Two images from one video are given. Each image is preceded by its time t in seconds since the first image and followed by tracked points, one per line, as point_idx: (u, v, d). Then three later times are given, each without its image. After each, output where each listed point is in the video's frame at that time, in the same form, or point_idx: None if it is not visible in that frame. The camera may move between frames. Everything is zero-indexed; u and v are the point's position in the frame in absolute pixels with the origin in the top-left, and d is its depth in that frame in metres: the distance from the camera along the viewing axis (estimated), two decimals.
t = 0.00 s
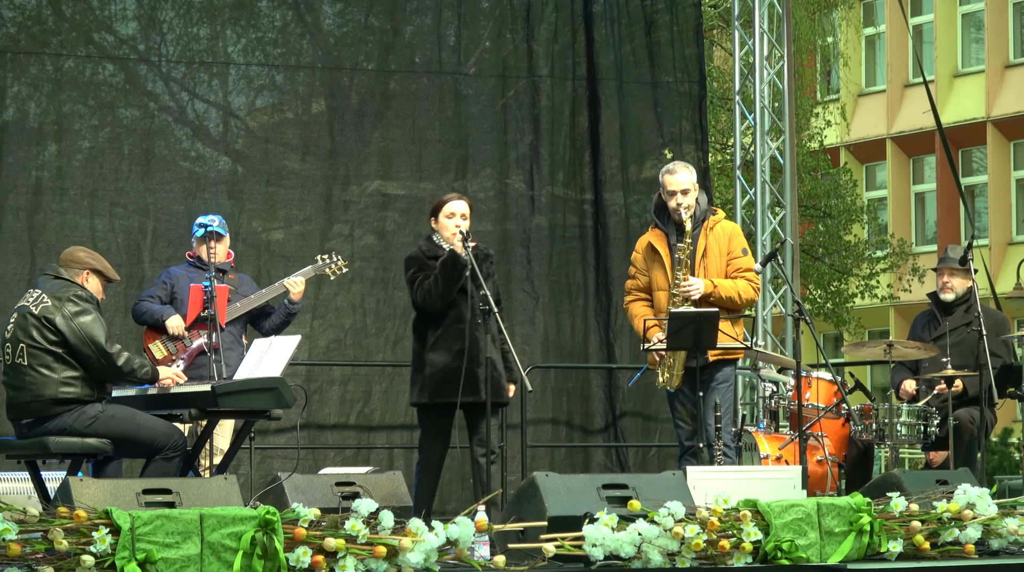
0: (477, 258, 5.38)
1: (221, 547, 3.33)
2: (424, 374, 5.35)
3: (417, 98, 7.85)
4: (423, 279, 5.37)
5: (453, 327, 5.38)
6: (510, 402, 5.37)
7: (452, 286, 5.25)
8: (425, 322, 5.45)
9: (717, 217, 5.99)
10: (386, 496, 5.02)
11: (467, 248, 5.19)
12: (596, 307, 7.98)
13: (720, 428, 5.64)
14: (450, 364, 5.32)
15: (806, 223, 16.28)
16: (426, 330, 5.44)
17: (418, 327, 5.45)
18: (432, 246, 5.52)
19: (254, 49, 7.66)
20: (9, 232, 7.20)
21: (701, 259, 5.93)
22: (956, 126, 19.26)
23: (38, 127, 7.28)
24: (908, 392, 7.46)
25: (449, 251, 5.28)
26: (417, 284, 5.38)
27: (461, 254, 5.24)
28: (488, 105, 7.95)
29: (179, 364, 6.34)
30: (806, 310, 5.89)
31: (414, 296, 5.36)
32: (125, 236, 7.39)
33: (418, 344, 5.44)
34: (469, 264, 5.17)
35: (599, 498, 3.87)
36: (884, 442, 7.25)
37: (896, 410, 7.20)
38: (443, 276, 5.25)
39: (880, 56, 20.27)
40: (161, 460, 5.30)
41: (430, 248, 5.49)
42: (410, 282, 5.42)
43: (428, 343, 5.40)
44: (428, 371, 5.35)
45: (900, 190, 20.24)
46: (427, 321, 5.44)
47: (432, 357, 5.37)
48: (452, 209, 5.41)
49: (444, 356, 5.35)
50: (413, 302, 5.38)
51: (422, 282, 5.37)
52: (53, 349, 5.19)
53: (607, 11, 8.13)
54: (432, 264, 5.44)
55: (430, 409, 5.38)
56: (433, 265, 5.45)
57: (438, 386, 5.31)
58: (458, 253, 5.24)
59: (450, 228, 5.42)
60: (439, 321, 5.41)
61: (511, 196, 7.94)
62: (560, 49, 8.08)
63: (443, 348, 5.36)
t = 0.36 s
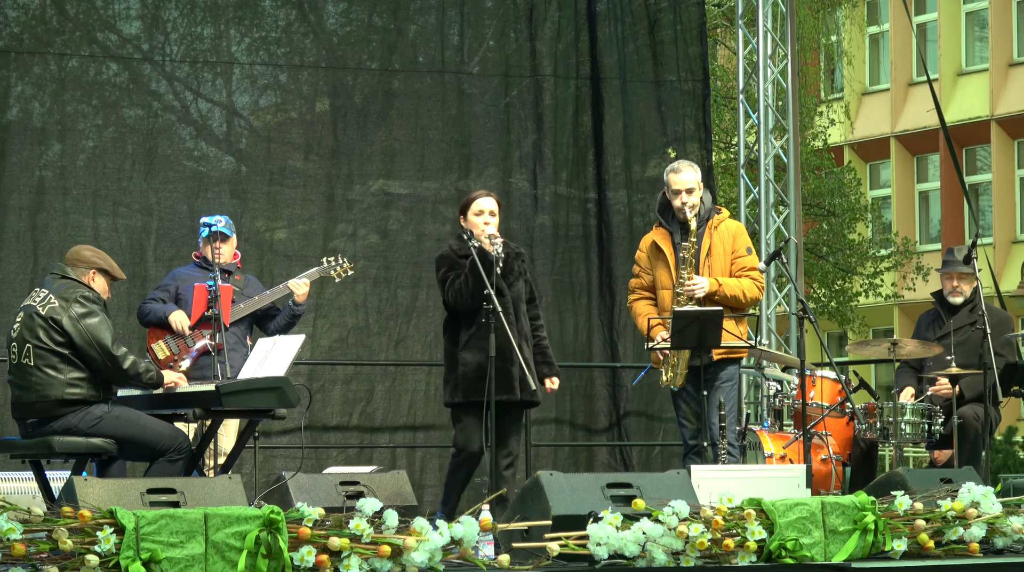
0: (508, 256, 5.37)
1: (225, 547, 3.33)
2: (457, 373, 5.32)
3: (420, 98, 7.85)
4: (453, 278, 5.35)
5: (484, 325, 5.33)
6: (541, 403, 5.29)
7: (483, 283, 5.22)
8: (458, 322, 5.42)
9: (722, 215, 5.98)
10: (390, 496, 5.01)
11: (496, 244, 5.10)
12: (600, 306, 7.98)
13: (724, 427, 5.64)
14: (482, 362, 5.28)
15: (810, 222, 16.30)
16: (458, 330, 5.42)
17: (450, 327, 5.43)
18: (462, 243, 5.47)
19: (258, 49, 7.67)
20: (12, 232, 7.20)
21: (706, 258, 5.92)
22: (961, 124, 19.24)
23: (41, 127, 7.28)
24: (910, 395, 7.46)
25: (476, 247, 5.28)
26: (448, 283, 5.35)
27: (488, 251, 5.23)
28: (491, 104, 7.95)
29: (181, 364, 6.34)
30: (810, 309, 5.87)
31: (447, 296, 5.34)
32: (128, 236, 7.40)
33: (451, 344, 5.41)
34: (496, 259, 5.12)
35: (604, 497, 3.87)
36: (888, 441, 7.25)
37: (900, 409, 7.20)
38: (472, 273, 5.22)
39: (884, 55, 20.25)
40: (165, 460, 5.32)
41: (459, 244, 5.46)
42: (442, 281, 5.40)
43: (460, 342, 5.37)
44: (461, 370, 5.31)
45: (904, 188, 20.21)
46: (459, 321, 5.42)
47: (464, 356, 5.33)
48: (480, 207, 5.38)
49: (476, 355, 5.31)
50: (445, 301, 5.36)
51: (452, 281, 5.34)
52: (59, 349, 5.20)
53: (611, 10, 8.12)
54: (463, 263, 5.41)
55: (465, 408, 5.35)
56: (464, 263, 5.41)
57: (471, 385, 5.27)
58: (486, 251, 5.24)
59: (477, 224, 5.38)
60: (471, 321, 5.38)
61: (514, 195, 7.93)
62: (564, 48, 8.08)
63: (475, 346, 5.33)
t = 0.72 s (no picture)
0: (520, 253, 5.40)
1: (229, 547, 3.33)
2: (465, 370, 5.29)
3: (423, 98, 7.85)
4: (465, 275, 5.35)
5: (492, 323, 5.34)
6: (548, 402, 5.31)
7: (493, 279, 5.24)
8: (468, 318, 5.42)
9: (725, 215, 5.99)
10: (394, 496, 4.99)
11: (508, 240, 5.21)
12: (603, 306, 7.98)
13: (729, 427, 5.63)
14: (490, 358, 5.26)
15: (814, 221, 16.29)
16: (468, 327, 5.41)
17: (460, 323, 5.42)
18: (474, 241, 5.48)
19: (262, 49, 7.68)
20: (15, 233, 7.21)
21: (710, 257, 5.92)
22: (964, 124, 19.18)
23: (44, 127, 7.29)
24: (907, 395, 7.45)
25: (488, 244, 5.29)
26: (459, 279, 5.34)
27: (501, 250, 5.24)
28: (494, 104, 7.95)
29: (187, 364, 6.33)
30: (814, 309, 5.86)
31: (457, 292, 5.33)
32: (131, 236, 7.40)
33: (460, 340, 5.41)
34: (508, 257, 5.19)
35: (607, 496, 3.87)
36: (892, 440, 7.22)
37: (905, 409, 7.18)
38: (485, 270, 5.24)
39: (888, 54, 20.19)
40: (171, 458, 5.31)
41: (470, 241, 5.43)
42: (453, 277, 5.40)
43: (469, 339, 5.36)
44: (469, 367, 5.28)
45: (908, 187, 20.19)
46: (469, 317, 5.41)
47: (474, 352, 5.31)
48: (494, 203, 5.38)
49: (485, 352, 5.29)
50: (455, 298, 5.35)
51: (463, 277, 5.34)
52: (63, 350, 5.20)
53: (614, 10, 8.12)
54: (475, 259, 5.39)
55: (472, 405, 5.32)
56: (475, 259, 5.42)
57: (479, 382, 5.24)
58: (497, 247, 5.26)
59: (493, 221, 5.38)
60: (480, 318, 5.37)
61: (517, 195, 7.93)
62: (567, 48, 8.08)
63: (484, 343, 5.31)
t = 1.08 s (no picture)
0: (527, 255, 5.39)
1: (232, 546, 3.33)
2: (469, 368, 5.29)
3: (427, 97, 7.85)
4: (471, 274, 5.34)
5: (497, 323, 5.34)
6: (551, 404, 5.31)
7: (499, 279, 5.25)
8: (473, 317, 5.41)
9: (730, 215, 5.98)
10: (398, 495, 4.99)
11: (514, 240, 5.18)
12: (606, 305, 7.98)
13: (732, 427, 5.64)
14: (494, 358, 5.26)
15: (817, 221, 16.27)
16: (473, 326, 5.40)
17: (465, 322, 5.42)
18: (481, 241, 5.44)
19: (266, 48, 7.68)
20: (17, 231, 7.21)
21: (714, 257, 5.92)
22: (968, 124, 19.15)
23: (47, 126, 7.30)
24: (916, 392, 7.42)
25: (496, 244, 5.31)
26: (464, 278, 5.34)
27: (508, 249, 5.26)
28: (498, 104, 7.95)
29: (195, 365, 6.37)
30: (818, 309, 5.86)
31: (462, 291, 5.32)
32: (133, 235, 7.40)
33: (464, 340, 5.40)
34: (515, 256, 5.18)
35: (610, 496, 3.86)
36: (896, 440, 7.21)
37: (908, 409, 7.17)
38: (491, 270, 5.25)
39: (892, 54, 20.16)
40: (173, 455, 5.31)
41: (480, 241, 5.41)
42: (458, 276, 5.39)
43: (474, 338, 5.36)
44: (473, 366, 5.28)
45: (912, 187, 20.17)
46: (474, 316, 5.40)
47: (478, 352, 5.31)
48: (500, 204, 5.37)
49: (489, 351, 5.29)
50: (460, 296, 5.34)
51: (469, 276, 5.33)
52: (67, 349, 5.21)
53: (617, 9, 8.13)
54: (481, 259, 5.38)
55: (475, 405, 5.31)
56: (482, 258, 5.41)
57: (482, 382, 5.23)
58: (504, 247, 5.27)
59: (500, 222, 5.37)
60: (485, 317, 5.37)
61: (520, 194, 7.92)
62: (570, 47, 8.08)
63: (488, 343, 5.31)
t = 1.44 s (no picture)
0: (527, 252, 5.40)
1: (233, 544, 3.34)
2: (472, 367, 5.29)
3: (429, 96, 7.85)
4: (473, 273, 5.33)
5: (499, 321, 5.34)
6: (554, 401, 5.33)
7: (500, 277, 5.24)
8: (475, 315, 5.40)
9: (731, 215, 5.98)
10: (399, 493, 4.98)
11: (515, 239, 5.14)
12: (608, 305, 7.98)
13: (733, 427, 5.64)
14: (497, 357, 5.26)
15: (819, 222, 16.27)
16: (475, 324, 5.40)
17: (467, 321, 5.42)
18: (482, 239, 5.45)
19: (269, 46, 7.69)
20: (18, 228, 7.21)
21: (716, 256, 5.92)
22: (970, 125, 19.17)
23: (49, 123, 7.30)
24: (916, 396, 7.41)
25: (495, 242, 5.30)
26: (466, 277, 5.34)
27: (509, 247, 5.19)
28: (500, 103, 7.95)
29: (195, 362, 6.37)
30: (820, 309, 5.86)
31: (464, 290, 5.32)
32: (134, 233, 7.40)
33: (467, 338, 5.40)
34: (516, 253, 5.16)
35: (611, 496, 3.86)
36: (897, 440, 7.20)
37: (909, 410, 7.16)
38: (493, 268, 5.24)
39: (894, 55, 20.18)
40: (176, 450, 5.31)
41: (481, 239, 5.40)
42: (460, 275, 5.39)
43: (477, 336, 5.36)
44: (477, 365, 5.28)
45: (914, 188, 20.17)
46: (476, 315, 5.40)
47: (480, 350, 5.31)
48: (501, 201, 5.37)
49: (492, 349, 5.29)
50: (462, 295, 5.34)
51: (470, 276, 5.33)
52: (68, 347, 5.21)
53: (621, 9, 8.13)
54: (482, 258, 5.40)
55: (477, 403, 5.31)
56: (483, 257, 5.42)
57: (484, 381, 5.23)
58: (504, 245, 5.24)
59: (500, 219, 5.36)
60: (488, 316, 5.36)
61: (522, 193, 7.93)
62: (573, 47, 8.07)
63: (491, 341, 5.31)
